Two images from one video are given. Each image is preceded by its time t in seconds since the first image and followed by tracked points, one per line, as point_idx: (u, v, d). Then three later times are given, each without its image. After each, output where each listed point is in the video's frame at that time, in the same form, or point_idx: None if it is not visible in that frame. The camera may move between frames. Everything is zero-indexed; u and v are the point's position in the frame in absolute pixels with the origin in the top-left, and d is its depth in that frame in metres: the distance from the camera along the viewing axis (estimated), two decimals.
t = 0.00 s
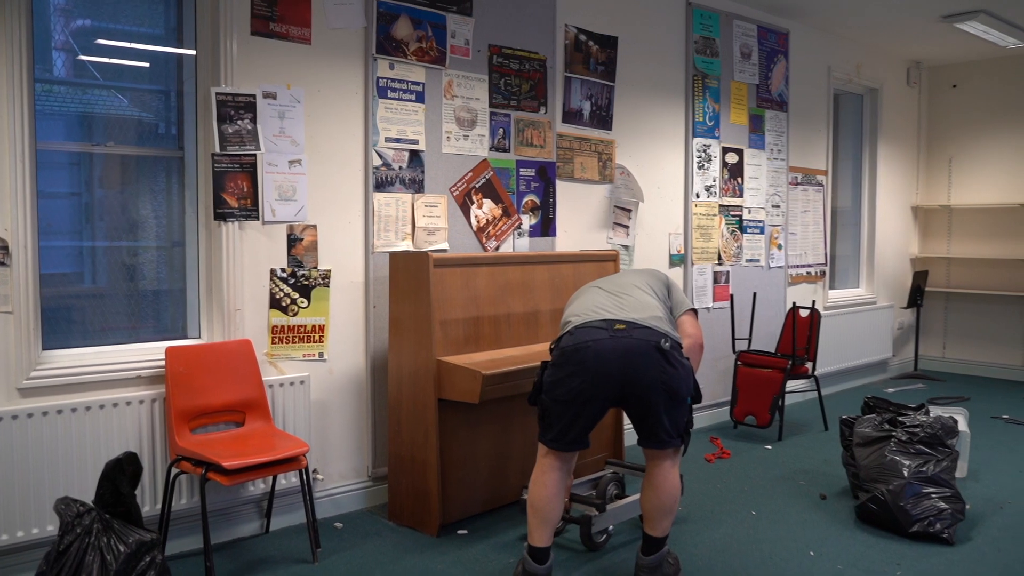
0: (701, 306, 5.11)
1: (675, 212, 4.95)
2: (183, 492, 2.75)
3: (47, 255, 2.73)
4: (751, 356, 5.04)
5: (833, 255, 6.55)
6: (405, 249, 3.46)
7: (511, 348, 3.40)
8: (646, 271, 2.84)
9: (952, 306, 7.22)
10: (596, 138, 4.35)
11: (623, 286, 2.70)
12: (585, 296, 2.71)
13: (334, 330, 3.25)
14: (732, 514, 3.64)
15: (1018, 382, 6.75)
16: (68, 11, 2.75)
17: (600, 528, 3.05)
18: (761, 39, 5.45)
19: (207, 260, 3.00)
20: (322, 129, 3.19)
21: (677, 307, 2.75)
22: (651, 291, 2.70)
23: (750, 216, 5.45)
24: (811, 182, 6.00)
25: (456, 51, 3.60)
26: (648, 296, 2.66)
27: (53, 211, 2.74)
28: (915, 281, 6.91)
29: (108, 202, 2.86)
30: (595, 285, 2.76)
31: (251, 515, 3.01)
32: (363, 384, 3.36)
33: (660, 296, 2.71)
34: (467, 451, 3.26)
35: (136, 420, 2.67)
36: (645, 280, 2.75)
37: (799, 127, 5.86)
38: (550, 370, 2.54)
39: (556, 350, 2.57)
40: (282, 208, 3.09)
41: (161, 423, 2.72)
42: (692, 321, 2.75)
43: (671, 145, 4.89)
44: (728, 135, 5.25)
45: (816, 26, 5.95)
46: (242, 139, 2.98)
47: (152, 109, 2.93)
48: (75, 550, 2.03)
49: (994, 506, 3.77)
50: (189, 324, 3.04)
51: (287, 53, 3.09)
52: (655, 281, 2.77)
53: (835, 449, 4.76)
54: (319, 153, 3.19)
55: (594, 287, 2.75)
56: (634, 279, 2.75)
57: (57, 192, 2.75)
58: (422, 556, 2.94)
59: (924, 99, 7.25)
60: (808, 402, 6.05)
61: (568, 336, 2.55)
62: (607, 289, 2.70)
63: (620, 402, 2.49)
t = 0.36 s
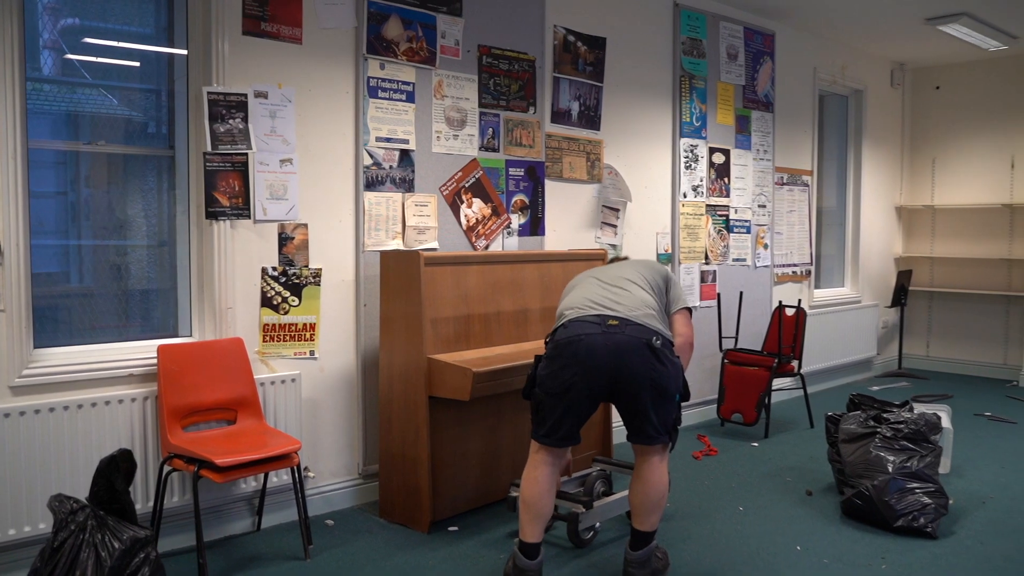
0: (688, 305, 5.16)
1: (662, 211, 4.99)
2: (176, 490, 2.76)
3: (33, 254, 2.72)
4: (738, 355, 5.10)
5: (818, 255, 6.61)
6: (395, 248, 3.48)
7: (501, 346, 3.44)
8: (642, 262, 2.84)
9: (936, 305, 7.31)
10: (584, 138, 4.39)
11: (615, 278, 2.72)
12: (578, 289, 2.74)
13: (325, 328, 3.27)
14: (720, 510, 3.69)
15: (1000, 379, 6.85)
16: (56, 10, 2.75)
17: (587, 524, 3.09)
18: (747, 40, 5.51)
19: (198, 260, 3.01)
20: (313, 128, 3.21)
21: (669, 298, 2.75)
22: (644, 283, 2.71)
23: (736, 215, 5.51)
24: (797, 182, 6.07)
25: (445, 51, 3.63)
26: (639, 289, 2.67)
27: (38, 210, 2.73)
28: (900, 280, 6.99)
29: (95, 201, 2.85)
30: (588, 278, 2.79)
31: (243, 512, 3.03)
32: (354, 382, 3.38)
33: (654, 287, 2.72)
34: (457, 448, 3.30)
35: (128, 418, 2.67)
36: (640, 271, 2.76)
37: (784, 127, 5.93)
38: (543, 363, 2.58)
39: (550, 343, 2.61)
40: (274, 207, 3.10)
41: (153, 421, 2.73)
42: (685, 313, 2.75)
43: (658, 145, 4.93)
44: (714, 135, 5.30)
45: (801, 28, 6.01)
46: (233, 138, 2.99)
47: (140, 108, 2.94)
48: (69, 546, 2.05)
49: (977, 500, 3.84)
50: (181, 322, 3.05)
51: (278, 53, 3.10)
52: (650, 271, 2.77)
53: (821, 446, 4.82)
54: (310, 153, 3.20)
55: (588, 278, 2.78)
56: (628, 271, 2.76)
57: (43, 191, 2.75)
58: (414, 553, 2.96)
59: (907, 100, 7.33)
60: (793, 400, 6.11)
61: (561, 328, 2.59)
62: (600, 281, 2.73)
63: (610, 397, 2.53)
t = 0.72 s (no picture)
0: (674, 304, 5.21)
1: (648, 211, 5.05)
2: (167, 489, 2.78)
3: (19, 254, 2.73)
4: (724, 353, 5.16)
5: (802, 254, 6.69)
6: (384, 248, 3.51)
7: (489, 345, 3.47)
8: (649, 237, 2.79)
9: (918, 304, 7.41)
10: (571, 139, 4.43)
11: (617, 264, 2.70)
12: (582, 275, 2.75)
13: (315, 328, 3.29)
14: (706, 505, 3.74)
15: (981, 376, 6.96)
16: (42, 10, 2.76)
17: (575, 520, 3.13)
18: (732, 42, 5.57)
19: (188, 260, 3.03)
20: (301, 129, 3.23)
21: (673, 281, 2.73)
22: (647, 268, 2.67)
23: (721, 215, 5.57)
24: (781, 182, 6.14)
25: (434, 53, 3.66)
26: (641, 277, 2.65)
27: (24, 210, 2.74)
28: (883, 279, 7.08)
29: (81, 202, 2.86)
30: (593, 258, 2.77)
31: (233, 511, 3.04)
32: (343, 381, 3.40)
33: (657, 272, 2.68)
34: (446, 445, 3.35)
35: (120, 417, 2.69)
36: (644, 251, 2.71)
37: (768, 128, 6.00)
38: (544, 355, 2.65)
39: (552, 335, 2.67)
40: (263, 207, 3.12)
41: (144, 420, 2.75)
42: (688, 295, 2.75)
43: (644, 145, 4.98)
44: (699, 136, 5.36)
45: (784, 30, 6.08)
46: (223, 139, 3.01)
47: (128, 109, 2.95)
48: (63, 544, 2.07)
49: (958, 495, 3.91)
50: (170, 323, 3.07)
51: (267, 54, 3.13)
52: (655, 251, 2.72)
53: (805, 442, 4.89)
54: (299, 154, 3.23)
55: (592, 259, 2.77)
56: (633, 252, 2.72)
57: (30, 192, 2.76)
58: (405, 551, 2.99)
59: (890, 101, 7.43)
60: (778, 398, 6.18)
61: (562, 323, 2.65)
62: (603, 268, 2.72)
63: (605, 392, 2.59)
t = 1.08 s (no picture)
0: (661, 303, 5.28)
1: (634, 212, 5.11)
2: (159, 485, 2.81)
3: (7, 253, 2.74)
4: (709, 352, 5.23)
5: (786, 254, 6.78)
6: (374, 248, 3.55)
7: (478, 343, 3.52)
8: (648, 214, 2.81)
9: (900, 304, 7.52)
10: (559, 140, 4.49)
11: (616, 250, 2.76)
12: (583, 260, 2.83)
13: (305, 327, 3.33)
14: (691, 502, 3.81)
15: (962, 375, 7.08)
16: (31, 10, 2.78)
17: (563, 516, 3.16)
18: (717, 45, 5.65)
19: (180, 259, 3.06)
20: (292, 130, 3.26)
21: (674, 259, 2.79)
22: (645, 253, 2.73)
23: (707, 216, 5.64)
24: (765, 184, 6.22)
25: (423, 55, 3.70)
26: (639, 265, 2.72)
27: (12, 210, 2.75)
28: (866, 280, 7.18)
29: (69, 202, 2.88)
30: (593, 241, 2.83)
31: (225, 508, 3.07)
32: (333, 379, 3.44)
33: (655, 256, 2.74)
34: (436, 443, 3.40)
35: (112, 415, 2.71)
36: (642, 235, 2.75)
37: (753, 130, 6.07)
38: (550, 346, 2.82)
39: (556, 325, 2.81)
40: (255, 207, 3.15)
41: (136, 418, 2.77)
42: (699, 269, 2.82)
43: (631, 147, 5.04)
44: (685, 138, 5.42)
45: (770, 32, 6.16)
46: (215, 139, 3.04)
47: (117, 109, 2.97)
48: (58, 539, 2.12)
49: (938, 490, 4.00)
50: (162, 321, 3.09)
51: (258, 56, 3.16)
52: (653, 232, 2.75)
53: (788, 440, 4.97)
54: (290, 155, 3.26)
55: (592, 243, 2.83)
56: (630, 235, 2.77)
57: (17, 191, 2.77)
58: (395, 548, 3.04)
59: (873, 104, 7.53)
60: (763, 396, 6.27)
61: (564, 315, 2.78)
62: (602, 255, 2.78)
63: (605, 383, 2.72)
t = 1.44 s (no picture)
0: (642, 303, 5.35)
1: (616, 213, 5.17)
2: (147, 485, 2.83)
3: None
4: (690, 351, 5.31)
5: (765, 254, 6.88)
6: (358, 248, 3.58)
7: (462, 343, 3.57)
8: (636, 205, 2.92)
9: (877, 303, 7.66)
10: (541, 142, 4.54)
11: (607, 245, 2.90)
12: (579, 255, 2.98)
13: (290, 327, 3.36)
14: (672, 498, 3.88)
15: (936, 373, 7.22)
16: (12, 10, 2.79)
17: (546, 511, 3.23)
18: (697, 47, 5.73)
19: (166, 259, 3.08)
20: (277, 131, 3.29)
21: (665, 247, 2.91)
22: (635, 246, 2.86)
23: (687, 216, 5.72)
24: (744, 184, 6.32)
25: (407, 57, 3.74)
26: (629, 259, 2.85)
27: None
28: (843, 279, 7.30)
29: (50, 202, 2.89)
30: (586, 236, 2.97)
31: (211, 507, 3.10)
32: (318, 379, 3.47)
33: (645, 248, 2.87)
34: (420, 441, 3.44)
35: (99, 416, 2.73)
36: (630, 229, 2.88)
37: (732, 131, 6.16)
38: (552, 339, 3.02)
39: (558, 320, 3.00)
40: (240, 208, 3.18)
41: (123, 418, 2.79)
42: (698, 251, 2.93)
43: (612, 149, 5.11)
44: (666, 139, 5.50)
45: (748, 35, 6.25)
46: (200, 141, 3.07)
47: (101, 110, 2.99)
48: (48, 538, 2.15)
49: (913, 485, 4.10)
50: (148, 321, 3.12)
51: (243, 58, 3.18)
52: (642, 224, 2.88)
53: (767, 437, 5.06)
54: (274, 156, 3.29)
55: (586, 238, 2.97)
56: (620, 230, 2.89)
57: None
58: (381, 545, 3.07)
59: (850, 106, 7.66)
60: (742, 394, 6.36)
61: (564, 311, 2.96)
62: (595, 251, 2.92)
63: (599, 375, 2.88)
